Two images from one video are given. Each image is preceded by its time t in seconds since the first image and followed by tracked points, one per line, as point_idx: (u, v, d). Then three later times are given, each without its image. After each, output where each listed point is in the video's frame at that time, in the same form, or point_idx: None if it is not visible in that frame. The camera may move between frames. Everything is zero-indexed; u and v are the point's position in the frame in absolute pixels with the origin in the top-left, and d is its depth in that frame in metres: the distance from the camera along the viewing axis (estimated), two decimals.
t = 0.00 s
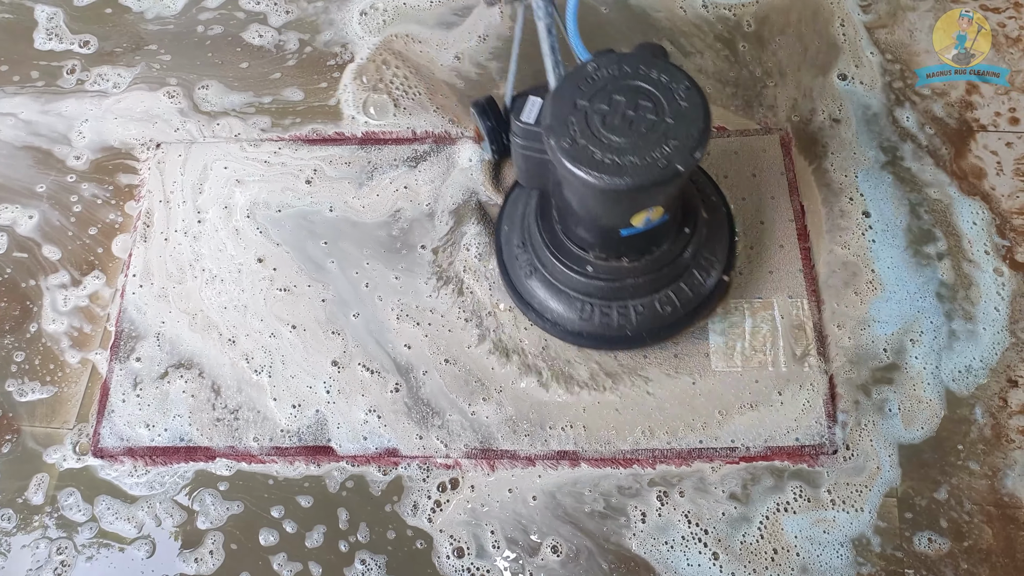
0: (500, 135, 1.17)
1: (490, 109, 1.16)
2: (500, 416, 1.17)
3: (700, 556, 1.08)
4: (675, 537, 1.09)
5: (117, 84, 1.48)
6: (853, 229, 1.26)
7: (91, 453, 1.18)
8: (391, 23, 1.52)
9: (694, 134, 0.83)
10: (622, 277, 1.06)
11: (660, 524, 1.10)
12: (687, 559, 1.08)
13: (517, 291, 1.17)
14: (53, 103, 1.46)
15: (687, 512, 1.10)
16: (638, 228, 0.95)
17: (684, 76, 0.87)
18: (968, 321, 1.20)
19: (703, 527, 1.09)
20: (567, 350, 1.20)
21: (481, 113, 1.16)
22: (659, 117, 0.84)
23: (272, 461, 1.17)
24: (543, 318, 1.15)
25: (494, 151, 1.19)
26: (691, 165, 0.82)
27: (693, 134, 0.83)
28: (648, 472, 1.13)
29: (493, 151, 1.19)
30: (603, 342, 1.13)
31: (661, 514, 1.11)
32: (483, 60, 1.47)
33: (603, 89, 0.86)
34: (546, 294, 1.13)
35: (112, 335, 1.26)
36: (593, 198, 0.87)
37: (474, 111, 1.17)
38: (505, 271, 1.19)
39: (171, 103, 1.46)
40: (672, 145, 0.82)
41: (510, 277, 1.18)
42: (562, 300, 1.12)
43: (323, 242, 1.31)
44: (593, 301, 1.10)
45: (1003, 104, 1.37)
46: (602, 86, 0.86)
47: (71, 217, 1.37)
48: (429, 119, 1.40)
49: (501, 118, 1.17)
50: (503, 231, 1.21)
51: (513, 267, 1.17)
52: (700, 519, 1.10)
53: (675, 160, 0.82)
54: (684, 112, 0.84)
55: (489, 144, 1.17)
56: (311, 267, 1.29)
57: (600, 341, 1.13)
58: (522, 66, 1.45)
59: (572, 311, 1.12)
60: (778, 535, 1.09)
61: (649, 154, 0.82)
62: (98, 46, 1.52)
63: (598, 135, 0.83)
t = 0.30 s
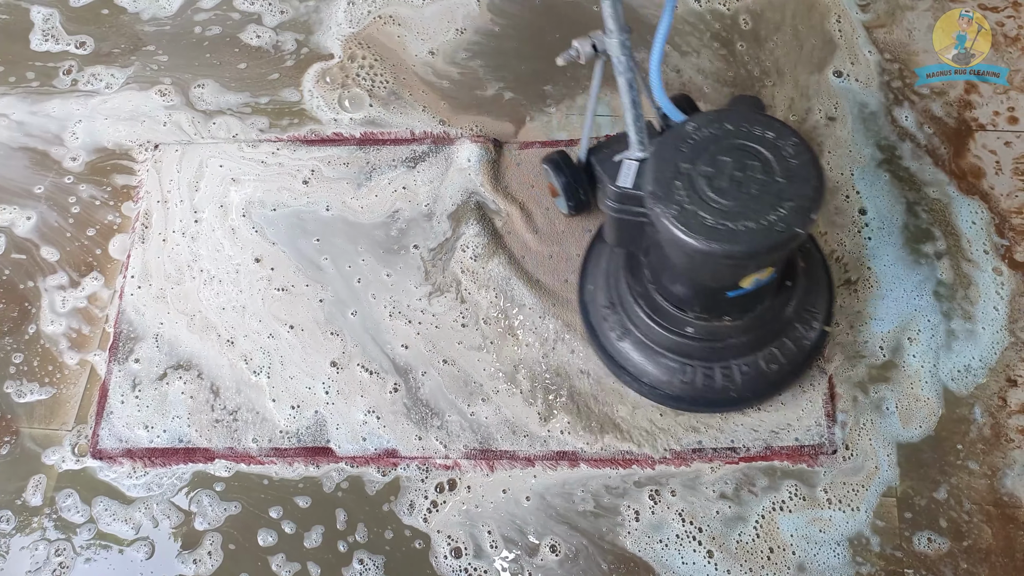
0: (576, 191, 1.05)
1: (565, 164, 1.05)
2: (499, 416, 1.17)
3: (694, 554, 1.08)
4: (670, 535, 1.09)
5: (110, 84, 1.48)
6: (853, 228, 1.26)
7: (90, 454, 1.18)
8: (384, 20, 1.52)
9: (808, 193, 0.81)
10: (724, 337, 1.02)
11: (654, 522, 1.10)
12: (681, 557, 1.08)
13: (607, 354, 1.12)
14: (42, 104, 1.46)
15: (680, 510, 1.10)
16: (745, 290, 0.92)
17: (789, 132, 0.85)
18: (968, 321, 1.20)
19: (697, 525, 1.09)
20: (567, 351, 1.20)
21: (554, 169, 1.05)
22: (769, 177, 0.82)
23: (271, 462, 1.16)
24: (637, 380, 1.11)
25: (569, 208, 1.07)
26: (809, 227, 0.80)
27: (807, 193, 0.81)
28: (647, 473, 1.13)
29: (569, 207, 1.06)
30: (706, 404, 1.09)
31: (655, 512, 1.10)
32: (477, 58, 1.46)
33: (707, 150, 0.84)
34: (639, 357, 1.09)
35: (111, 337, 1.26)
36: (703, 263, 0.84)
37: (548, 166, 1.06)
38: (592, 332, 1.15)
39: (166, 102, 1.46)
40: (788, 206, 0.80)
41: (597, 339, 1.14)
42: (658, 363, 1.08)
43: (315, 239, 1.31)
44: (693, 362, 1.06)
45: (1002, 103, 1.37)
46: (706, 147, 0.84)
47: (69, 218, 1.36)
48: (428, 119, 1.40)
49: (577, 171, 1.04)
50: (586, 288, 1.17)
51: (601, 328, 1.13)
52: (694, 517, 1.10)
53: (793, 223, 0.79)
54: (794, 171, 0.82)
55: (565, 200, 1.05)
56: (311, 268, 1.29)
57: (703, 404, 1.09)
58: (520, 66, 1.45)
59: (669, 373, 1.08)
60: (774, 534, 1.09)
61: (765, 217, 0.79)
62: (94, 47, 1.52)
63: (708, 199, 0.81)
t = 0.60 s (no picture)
0: (615, 168, 1.08)
1: (602, 142, 1.08)
2: (499, 417, 1.17)
3: (689, 553, 1.08)
4: (665, 534, 1.09)
5: (103, 84, 1.48)
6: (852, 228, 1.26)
7: (88, 455, 1.18)
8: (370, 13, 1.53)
9: (864, 161, 0.81)
10: (776, 307, 1.01)
11: (648, 521, 1.10)
12: (677, 557, 1.08)
13: (657, 330, 1.11)
14: (29, 104, 1.46)
15: (675, 509, 1.11)
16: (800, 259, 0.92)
17: (839, 99, 0.84)
18: (967, 320, 1.20)
19: (691, 524, 1.10)
20: (566, 351, 1.19)
21: (592, 147, 1.08)
22: (824, 146, 0.81)
23: (270, 463, 1.16)
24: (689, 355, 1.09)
25: (608, 185, 1.10)
26: (866, 194, 0.80)
27: (863, 161, 0.81)
28: (647, 474, 1.13)
29: (608, 185, 1.10)
30: (760, 374, 1.08)
31: (648, 510, 1.11)
32: (473, 57, 1.46)
33: (759, 122, 0.83)
34: (691, 332, 1.08)
35: (110, 338, 1.26)
36: (762, 234, 0.84)
37: (587, 145, 1.10)
38: (638, 309, 1.13)
39: (155, 99, 1.46)
40: (844, 174, 0.80)
41: (645, 315, 1.12)
42: (711, 337, 1.07)
43: (308, 238, 1.32)
44: (746, 334, 1.05)
45: (1001, 103, 1.37)
46: (758, 119, 0.83)
47: (68, 219, 1.36)
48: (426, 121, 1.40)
49: (613, 148, 1.07)
50: (631, 265, 1.15)
51: (648, 305, 1.11)
52: (688, 517, 1.10)
53: (850, 191, 0.79)
54: (848, 139, 0.82)
55: (605, 179, 1.09)
56: (309, 268, 1.29)
57: (757, 374, 1.08)
58: (518, 66, 1.45)
59: (722, 346, 1.07)
60: (772, 538, 1.09)
61: (823, 186, 0.79)
62: (91, 47, 1.51)
63: (765, 171, 0.81)
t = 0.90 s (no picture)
0: (575, 91, 1.06)
1: (563, 64, 1.06)
2: (498, 417, 1.17)
3: (683, 551, 1.08)
4: (659, 532, 1.10)
5: (99, 84, 1.48)
6: (852, 228, 1.26)
7: (88, 456, 1.18)
8: (355, 10, 1.53)
9: (792, 79, 0.85)
10: (713, 224, 1.07)
11: (642, 519, 1.10)
12: (672, 556, 1.08)
13: (605, 247, 1.17)
14: (24, 105, 1.46)
15: (669, 507, 1.11)
16: (733, 176, 0.96)
17: (774, 22, 0.89)
18: (965, 320, 1.20)
19: (685, 522, 1.10)
20: (565, 351, 1.20)
21: (553, 69, 1.06)
22: (756, 64, 0.85)
23: (269, 463, 1.16)
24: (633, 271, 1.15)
25: (569, 109, 1.08)
26: (790, 109, 0.84)
27: (791, 79, 0.85)
28: (646, 473, 1.13)
29: (568, 108, 1.07)
30: (698, 291, 1.13)
31: (641, 509, 1.11)
32: (470, 56, 1.46)
33: (697, 39, 0.87)
34: (635, 248, 1.14)
35: (109, 338, 1.26)
36: (693, 146, 0.89)
37: (548, 67, 1.07)
38: (590, 227, 1.19)
39: (150, 99, 1.46)
40: (773, 91, 0.84)
41: (596, 233, 1.18)
42: (653, 253, 1.12)
43: (303, 236, 1.32)
44: (685, 250, 1.11)
45: (999, 103, 1.38)
46: (696, 37, 0.87)
47: (66, 219, 1.36)
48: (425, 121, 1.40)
49: (574, 71, 1.05)
50: (585, 186, 1.21)
51: (598, 223, 1.17)
52: (682, 514, 1.10)
53: (777, 106, 0.84)
54: (780, 58, 0.86)
55: (563, 101, 1.06)
56: (308, 268, 1.29)
57: (695, 291, 1.13)
58: (516, 66, 1.45)
59: (662, 261, 1.12)
60: (770, 539, 1.09)
61: (751, 100, 0.84)
62: (88, 48, 1.51)
63: (698, 85, 0.85)
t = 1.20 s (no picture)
0: (506, 72, 1.13)
1: (498, 47, 1.13)
2: (497, 417, 1.17)
3: (676, 547, 1.09)
4: (652, 529, 1.10)
5: (96, 83, 1.47)
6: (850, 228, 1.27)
7: (85, 456, 1.17)
8: (341, 8, 1.53)
9: (693, 73, 0.87)
10: (619, 212, 1.08)
11: (635, 516, 1.11)
12: (663, 551, 1.09)
13: (519, 227, 1.19)
14: (20, 104, 1.46)
15: (663, 504, 1.11)
16: (637, 165, 0.98)
17: (685, 17, 0.91)
18: (962, 321, 1.21)
19: (677, 518, 1.10)
20: (563, 351, 1.20)
21: (487, 51, 1.13)
22: (660, 55, 0.87)
23: (267, 463, 1.16)
24: (544, 253, 1.17)
25: (500, 89, 1.15)
26: (687, 104, 0.86)
27: (692, 73, 0.87)
28: (644, 473, 1.13)
29: (500, 88, 1.14)
30: (603, 278, 1.15)
31: (633, 506, 1.11)
32: (468, 56, 1.46)
33: (606, 27, 0.90)
34: (547, 230, 1.15)
35: (107, 338, 1.26)
36: (594, 133, 0.90)
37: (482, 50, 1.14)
38: (507, 207, 1.21)
39: (148, 98, 1.45)
40: (672, 82, 0.86)
41: (512, 214, 1.19)
42: (563, 237, 1.14)
43: (298, 234, 1.32)
44: (592, 236, 1.12)
45: (997, 104, 1.38)
46: (606, 24, 0.90)
47: (64, 218, 1.36)
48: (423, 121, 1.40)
49: (507, 54, 1.13)
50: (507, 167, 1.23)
51: (515, 204, 1.19)
52: (675, 511, 1.11)
53: (673, 98, 0.85)
54: (684, 52, 0.88)
55: (495, 81, 1.13)
56: (306, 268, 1.29)
57: (600, 277, 1.15)
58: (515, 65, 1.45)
59: (571, 246, 1.14)
60: (764, 537, 1.09)
61: (649, 90, 0.86)
62: (84, 46, 1.51)
63: (601, 72, 0.87)
